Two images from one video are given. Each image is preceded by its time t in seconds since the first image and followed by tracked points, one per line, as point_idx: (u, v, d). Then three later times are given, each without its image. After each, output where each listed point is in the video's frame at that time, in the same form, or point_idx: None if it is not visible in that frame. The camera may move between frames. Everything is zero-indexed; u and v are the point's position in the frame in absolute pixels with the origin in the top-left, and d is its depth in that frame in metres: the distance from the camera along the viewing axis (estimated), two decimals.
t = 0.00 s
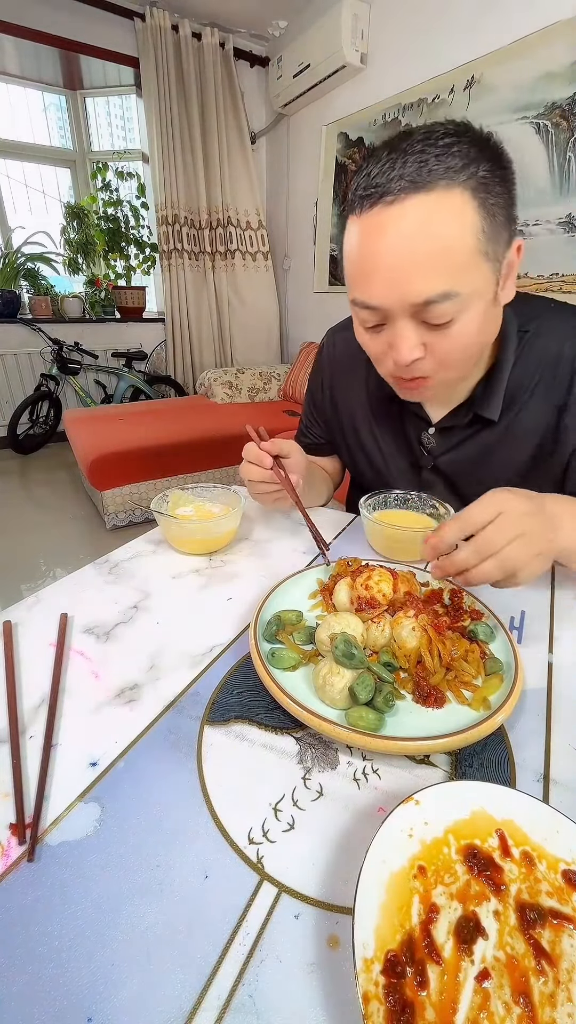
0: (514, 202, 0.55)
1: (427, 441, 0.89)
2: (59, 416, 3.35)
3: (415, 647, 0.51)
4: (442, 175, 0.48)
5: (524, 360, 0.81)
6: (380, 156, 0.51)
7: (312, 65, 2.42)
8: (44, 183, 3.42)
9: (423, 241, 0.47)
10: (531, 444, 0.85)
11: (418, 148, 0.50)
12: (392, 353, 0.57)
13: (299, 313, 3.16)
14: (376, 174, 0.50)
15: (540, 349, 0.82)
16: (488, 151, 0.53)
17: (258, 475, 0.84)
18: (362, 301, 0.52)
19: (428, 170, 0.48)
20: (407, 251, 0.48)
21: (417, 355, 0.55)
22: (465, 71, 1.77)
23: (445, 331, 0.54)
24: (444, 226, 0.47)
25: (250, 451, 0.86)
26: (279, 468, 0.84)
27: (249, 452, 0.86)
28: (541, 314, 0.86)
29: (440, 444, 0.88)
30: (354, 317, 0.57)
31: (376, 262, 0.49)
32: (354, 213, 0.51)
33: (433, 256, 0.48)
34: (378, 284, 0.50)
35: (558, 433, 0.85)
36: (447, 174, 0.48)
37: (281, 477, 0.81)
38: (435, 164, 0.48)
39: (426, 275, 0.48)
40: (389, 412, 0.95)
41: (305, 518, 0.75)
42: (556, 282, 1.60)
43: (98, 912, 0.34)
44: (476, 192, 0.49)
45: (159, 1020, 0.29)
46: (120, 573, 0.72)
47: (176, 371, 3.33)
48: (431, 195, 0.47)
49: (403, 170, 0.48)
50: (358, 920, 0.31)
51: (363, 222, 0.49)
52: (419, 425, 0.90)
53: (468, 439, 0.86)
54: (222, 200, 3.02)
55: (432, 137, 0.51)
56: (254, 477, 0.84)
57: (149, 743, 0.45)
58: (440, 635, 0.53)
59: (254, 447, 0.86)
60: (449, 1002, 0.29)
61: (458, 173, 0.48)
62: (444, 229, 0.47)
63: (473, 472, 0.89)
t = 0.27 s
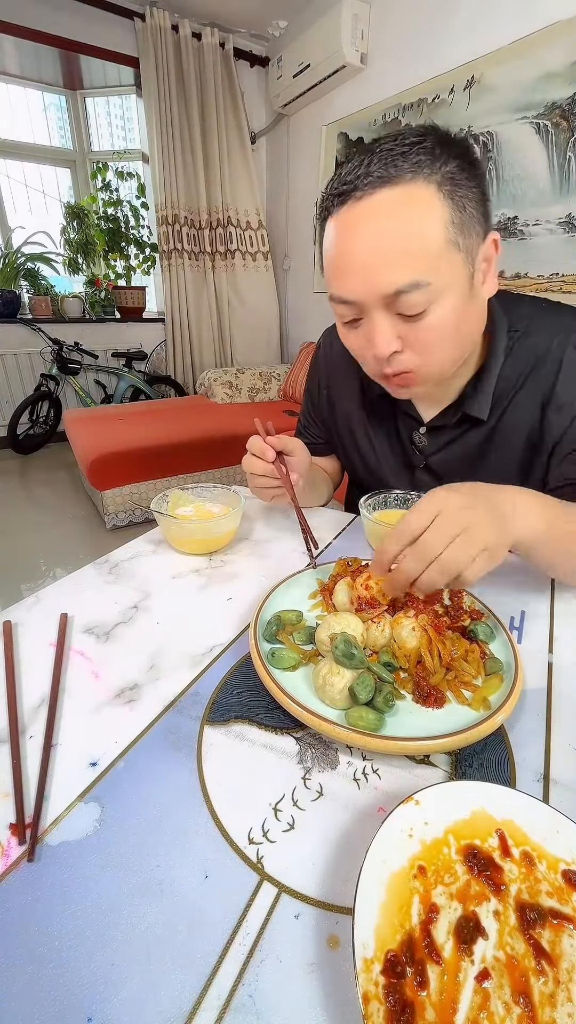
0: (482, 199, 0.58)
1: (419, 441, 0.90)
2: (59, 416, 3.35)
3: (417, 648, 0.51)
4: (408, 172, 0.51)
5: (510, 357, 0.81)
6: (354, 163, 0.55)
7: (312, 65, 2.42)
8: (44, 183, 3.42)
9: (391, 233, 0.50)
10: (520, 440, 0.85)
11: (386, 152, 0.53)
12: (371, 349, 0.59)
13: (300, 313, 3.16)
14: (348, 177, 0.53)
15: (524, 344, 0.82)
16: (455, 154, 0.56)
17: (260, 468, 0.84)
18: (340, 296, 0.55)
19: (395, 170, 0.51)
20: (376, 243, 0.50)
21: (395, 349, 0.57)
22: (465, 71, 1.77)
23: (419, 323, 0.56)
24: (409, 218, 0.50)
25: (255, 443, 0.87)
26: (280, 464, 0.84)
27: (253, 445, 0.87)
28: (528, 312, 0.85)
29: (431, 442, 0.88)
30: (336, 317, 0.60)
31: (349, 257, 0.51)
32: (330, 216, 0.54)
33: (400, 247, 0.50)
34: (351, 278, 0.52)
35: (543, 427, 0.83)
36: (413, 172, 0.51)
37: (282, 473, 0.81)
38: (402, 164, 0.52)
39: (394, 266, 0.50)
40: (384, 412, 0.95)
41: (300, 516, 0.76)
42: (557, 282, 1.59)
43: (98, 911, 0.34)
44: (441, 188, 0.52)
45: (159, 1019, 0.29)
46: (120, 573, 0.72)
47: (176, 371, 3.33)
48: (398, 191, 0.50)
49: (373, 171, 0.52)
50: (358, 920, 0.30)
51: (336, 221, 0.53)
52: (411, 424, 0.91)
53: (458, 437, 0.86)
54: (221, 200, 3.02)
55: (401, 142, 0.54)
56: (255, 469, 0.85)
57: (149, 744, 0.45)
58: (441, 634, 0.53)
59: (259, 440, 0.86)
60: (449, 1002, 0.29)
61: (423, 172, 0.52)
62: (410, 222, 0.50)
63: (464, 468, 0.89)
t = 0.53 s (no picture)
0: (470, 192, 0.58)
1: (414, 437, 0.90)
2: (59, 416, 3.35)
3: (416, 647, 0.54)
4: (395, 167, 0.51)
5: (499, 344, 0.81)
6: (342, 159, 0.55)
7: (313, 65, 2.42)
8: (44, 183, 3.42)
9: (379, 227, 0.50)
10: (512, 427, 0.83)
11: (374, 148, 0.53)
12: (361, 340, 0.59)
13: (300, 313, 3.16)
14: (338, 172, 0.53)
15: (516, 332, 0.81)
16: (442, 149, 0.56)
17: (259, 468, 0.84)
18: (330, 292, 0.55)
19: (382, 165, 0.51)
20: (365, 238, 0.50)
21: (386, 340, 0.58)
22: (465, 71, 1.77)
23: (409, 314, 0.56)
24: (397, 211, 0.50)
25: (253, 444, 0.86)
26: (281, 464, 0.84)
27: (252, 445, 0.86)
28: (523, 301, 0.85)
29: (426, 438, 0.89)
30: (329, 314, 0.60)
31: (338, 252, 0.51)
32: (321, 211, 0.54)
33: (387, 239, 0.50)
34: (340, 272, 0.52)
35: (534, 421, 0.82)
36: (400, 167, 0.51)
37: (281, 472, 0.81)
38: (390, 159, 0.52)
39: (382, 258, 0.50)
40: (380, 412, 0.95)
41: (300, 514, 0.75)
42: (556, 281, 1.59)
43: (98, 911, 0.34)
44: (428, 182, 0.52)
45: (159, 1018, 0.29)
46: (120, 573, 0.72)
47: (176, 371, 3.33)
48: (385, 185, 0.50)
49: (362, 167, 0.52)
50: (358, 920, 0.31)
51: (326, 216, 0.53)
52: (405, 420, 0.91)
53: (449, 428, 0.87)
54: (222, 200, 3.02)
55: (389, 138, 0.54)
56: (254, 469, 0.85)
57: (149, 744, 0.45)
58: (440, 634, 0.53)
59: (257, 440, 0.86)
60: (449, 1002, 0.29)
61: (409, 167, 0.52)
62: (397, 215, 0.50)
63: (457, 459, 0.90)
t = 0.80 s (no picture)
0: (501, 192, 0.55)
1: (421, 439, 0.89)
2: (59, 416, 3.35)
3: (416, 647, 0.51)
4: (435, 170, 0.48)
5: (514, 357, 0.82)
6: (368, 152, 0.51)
7: (312, 65, 2.42)
8: (44, 183, 3.42)
9: (415, 233, 0.48)
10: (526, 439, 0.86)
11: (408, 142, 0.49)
12: (386, 347, 0.57)
13: (300, 313, 3.16)
14: (367, 170, 0.50)
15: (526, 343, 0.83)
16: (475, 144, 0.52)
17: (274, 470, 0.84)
18: (357, 296, 0.53)
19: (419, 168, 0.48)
20: (399, 246, 0.48)
21: (411, 349, 0.56)
22: (465, 71, 1.77)
23: (438, 325, 0.55)
24: (434, 218, 0.48)
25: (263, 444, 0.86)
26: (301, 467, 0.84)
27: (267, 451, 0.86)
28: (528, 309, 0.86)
29: (433, 440, 0.88)
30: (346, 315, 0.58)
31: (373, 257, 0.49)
32: (346, 211, 0.51)
33: (423, 248, 0.49)
34: (369, 279, 0.51)
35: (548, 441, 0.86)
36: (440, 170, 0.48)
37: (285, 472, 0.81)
38: (427, 159, 0.48)
39: (418, 267, 0.49)
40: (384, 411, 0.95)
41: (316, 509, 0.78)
42: (557, 282, 1.59)
43: (98, 911, 0.34)
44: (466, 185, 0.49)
45: (160, 1018, 0.29)
46: (120, 573, 0.72)
47: (176, 371, 3.33)
48: (422, 191, 0.48)
49: (397, 167, 0.48)
50: (358, 920, 0.31)
51: (356, 219, 0.50)
52: (412, 422, 0.90)
53: (460, 435, 0.86)
54: (221, 200, 3.02)
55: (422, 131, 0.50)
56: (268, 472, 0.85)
57: (149, 744, 0.45)
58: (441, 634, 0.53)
59: (273, 446, 0.86)
60: (449, 1002, 0.29)
61: (448, 167, 0.48)
62: (434, 222, 0.48)
63: (466, 466, 0.89)
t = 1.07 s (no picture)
0: None
1: (450, 449, 0.89)
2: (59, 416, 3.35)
3: (416, 647, 0.51)
4: None
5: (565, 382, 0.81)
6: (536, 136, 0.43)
7: (312, 65, 2.42)
8: (44, 183, 3.42)
9: (544, 265, 0.42)
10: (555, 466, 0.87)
11: None
12: (455, 364, 0.53)
13: (299, 313, 3.16)
14: (517, 166, 0.42)
15: None
16: None
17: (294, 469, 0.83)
18: (446, 302, 0.48)
19: None
20: (522, 270, 0.43)
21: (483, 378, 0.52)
22: (464, 71, 1.77)
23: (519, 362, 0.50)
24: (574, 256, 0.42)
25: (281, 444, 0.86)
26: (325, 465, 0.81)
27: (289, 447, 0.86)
28: None
29: (464, 451, 0.88)
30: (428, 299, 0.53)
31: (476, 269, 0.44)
32: (473, 194, 0.44)
33: (548, 283, 0.43)
34: (474, 289, 0.45)
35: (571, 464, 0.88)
36: None
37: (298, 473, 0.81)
38: None
39: (530, 304, 0.44)
40: (409, 413, 0.94)
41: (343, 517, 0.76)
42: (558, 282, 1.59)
43: (98, 911, 0.34)
44: None
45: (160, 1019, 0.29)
46: (120, 573, 0.72)
47: (176, 371, 3.33)
48: None
49: (551, 179, 0.41)
50: (358, 920, 0.31)
51: (487, 218, 0.43)
52: (444, 431, 0.89)
53: (492, 449, 0.87)
54: (221, 200, 3.02)
55: None
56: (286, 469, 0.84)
57: (149, 744, 0.45)
58: (440, 634, 0.53)
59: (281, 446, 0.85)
60: (449, 1002, 0.29)
61: None
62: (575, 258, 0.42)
63: (491, 479, 0.90)
